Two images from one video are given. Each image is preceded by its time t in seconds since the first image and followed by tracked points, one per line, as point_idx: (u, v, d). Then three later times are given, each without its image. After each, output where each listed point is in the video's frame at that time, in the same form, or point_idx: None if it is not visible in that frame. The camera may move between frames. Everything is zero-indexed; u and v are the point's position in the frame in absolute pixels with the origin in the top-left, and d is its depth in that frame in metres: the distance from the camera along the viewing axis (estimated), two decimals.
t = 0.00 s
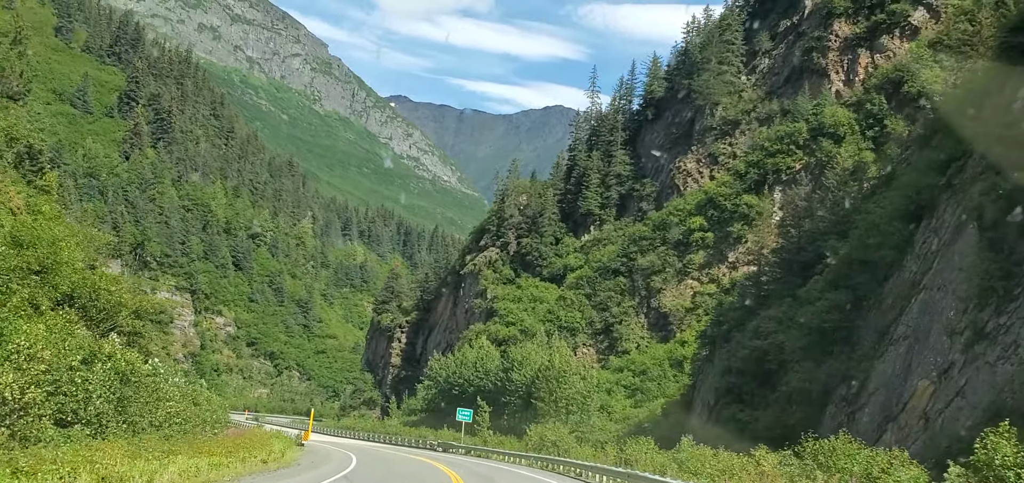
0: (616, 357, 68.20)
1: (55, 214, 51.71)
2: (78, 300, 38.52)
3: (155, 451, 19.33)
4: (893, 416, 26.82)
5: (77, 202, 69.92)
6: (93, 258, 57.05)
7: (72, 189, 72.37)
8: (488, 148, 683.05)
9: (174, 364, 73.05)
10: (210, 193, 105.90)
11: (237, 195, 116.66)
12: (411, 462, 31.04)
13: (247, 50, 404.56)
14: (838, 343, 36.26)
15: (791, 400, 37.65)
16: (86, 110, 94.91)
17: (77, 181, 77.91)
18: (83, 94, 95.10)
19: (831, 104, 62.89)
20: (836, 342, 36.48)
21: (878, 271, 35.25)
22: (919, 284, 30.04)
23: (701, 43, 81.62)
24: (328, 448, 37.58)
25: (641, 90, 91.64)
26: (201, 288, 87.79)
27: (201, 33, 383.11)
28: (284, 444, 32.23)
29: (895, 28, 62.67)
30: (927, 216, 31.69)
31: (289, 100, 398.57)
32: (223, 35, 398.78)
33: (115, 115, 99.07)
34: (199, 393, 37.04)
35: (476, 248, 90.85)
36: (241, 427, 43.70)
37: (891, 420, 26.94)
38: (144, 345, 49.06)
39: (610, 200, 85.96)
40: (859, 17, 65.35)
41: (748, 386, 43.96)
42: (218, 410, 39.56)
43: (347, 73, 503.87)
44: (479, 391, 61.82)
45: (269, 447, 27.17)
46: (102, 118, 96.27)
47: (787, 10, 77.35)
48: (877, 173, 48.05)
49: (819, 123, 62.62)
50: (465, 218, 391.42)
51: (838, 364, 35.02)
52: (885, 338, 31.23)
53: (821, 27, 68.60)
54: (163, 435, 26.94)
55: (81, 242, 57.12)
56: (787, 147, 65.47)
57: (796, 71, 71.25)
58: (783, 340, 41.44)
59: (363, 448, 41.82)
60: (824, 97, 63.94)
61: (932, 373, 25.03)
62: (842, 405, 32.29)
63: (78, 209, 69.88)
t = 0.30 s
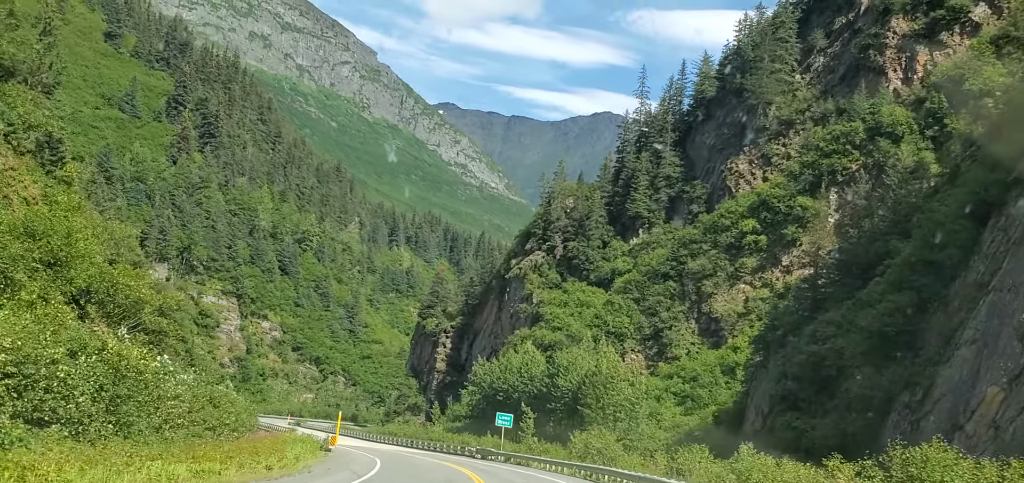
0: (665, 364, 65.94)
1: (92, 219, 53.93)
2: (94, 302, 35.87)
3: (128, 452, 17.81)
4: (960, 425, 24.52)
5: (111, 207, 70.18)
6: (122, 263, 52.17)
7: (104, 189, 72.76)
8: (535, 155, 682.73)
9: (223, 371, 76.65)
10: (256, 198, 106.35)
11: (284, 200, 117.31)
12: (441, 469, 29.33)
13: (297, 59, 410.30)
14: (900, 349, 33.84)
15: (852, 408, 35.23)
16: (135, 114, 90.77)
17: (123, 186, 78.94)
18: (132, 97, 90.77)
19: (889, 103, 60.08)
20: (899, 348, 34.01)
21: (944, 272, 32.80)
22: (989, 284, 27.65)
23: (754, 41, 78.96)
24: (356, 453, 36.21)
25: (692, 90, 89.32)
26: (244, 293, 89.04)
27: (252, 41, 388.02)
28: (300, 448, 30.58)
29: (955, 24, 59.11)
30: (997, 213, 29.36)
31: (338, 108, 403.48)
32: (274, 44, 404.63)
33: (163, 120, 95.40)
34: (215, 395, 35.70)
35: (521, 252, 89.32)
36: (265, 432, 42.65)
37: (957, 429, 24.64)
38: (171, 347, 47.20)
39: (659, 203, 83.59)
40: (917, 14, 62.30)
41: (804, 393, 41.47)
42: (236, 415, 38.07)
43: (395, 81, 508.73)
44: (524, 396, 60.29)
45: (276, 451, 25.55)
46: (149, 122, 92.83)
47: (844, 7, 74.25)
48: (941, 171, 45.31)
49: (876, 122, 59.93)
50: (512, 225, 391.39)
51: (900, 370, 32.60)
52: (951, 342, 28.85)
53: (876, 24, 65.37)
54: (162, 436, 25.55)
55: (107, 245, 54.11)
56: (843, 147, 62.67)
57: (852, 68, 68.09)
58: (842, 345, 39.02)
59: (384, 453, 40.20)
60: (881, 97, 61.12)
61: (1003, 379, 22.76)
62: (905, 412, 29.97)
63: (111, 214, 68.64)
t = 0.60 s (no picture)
0: (692, 363, 64.03)
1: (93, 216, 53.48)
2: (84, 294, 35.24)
3: (80, 458, 16.78)
4: (1005, 424, 22.62)
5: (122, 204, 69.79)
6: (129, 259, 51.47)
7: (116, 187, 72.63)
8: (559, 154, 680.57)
9: (244, 370, 78.64)
10: (277, 197, 105.97)
11: (306, 199, 116.92)
12: (450, 469, 28.02)
13: (321, 60, 412.45)
14: (939, 345, 31.85)
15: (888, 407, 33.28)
16: (155, 112, 91.05)
17: (144, 184, 78.99)
18: (153, 95, 91.33)
19: (922, 94, 57.55)
20: (938, 343, 32.01)
21: (986, 264, 30.76)
22: None
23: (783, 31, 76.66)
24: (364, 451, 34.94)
25: (719, 83, 87.28)
26: (266, 292, 88.82)
27: (277, 43, 391.19)
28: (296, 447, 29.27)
29: (991, 12, 56.32)
30: None
31: (362, 109, 404.89)
32: (299, 45, 407.03)
33: (185, 119, 95.28)
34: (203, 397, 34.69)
35: (545, 249, 87.70)
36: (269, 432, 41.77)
37: (1001, 429, 22.75)
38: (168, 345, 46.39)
39: (685, 198, 81.58)
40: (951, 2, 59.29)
41: (837, 392, 39.38)
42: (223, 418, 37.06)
43: (419, 82, 509.61)
44: (547, 396, 58.81)
45: (266, 454, 24.22)
46: (170, 120, 92.85)
47: None
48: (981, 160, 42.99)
49: (910, 114, 57.64)
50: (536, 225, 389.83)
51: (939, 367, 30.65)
52: (995, 337, 26.90)
53: (909, 13, 62.74)
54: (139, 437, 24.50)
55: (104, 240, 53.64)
56: (875, 139, 60.64)
57: (883, 59, 65.57)
58: (879, 342, 36.98)
59: (384, 451, 38.90)
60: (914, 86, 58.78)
61: None
62: (944, 410, 28.06)
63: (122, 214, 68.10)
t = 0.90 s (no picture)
0: (719, 363, 62.11)
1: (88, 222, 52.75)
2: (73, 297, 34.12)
3: (8, 460, 14.98)
4: None
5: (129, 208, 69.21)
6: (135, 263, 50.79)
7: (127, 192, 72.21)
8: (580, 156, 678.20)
9: (264, 375, 78.95)
10: (297, 199, 105.54)
11: (326, 201, 116.47)
12: (456, 473, 26.68)
13: (343, 65, 414.47)
14: (981, 341, 29.86)
15: (925, 405, 31.34)
16: (174, 116, 91.15)
17: (163, 188, 78.82)
18: (172, 99, 91.41)
19: (954, 84, 55.21)
20: (979, 339, 30.06)
21: None
22: None
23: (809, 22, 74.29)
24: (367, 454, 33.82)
25: (744, 77, 85.34)
26: (286, 295, 88.23)
27: (299, 49, 393.58)
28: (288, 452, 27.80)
29: None
30: None
31: (384, 113, 406.01)
32: (320, 50, 409.15)
33: (204, 123, 95.19)
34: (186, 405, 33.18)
35: (566, 248, 86.05)
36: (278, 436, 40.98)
37: None
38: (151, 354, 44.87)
39: (710, 194, 79.57)
40: None
41: (873, 391, 37.37)
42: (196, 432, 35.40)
43: (440, 85, 510.22)
44: (570, 397, 57.27)
45: (250, 459, 22.59)
46: (190, 124, 92.87)
47: None
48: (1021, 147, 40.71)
49: (941, 104, 55.36)
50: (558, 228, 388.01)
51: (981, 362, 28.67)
52: None
53: None
54: (108, 442, 22.75)
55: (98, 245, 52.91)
56: (906, 131, 58.26)
57: (913, 49, 63.63)
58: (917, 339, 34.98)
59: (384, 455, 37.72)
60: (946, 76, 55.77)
61: None
62: (989, 409, 26.08)
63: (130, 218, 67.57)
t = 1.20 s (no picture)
0: (735, 366, 60.37)
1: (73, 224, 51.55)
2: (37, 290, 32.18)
3: None
4: None
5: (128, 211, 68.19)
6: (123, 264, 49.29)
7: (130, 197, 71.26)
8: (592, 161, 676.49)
9: (273, 381, 78.08)
10: (306, 204, 104.77)
11: (336, 206, 115.65)
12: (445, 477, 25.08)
13: (354, 72, 415.39)
14: (1013, 338, 28.08)
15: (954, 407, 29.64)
16: (181, 120, 90.55)
17: (170, 193, 77.84)
18: (179, 104, 90.89)
19: (975, 76, 53.31)
20: (1011, 337, 28.27)
21: None
22: None
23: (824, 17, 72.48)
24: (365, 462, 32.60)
25: (758, 75, 83.72)
26: (295, 301, 87.30)
27: (311, 56, 394.63)
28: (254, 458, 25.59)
29: None
30: None
31: (395, 119, 406.34)
32: (332, 57, 410.17)
33: (211, 128, 94.46)
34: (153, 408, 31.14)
35: (578, 250, 84.51)
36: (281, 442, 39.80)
37: None
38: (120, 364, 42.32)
39: (725, 194, 77.87)
40: None
41: (898, 392, 35.56)
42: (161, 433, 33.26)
43: (451, 91, 510.50)
44: (582, 402, 55.71)
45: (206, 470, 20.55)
46: (197, 129, 92.17)
47: None
48: None
49: (960, 99, 52.62)
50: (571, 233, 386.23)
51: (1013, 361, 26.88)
52: None
53: None
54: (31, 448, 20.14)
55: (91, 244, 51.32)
56: (925, 127, 55.91)
57: (931, 43, 61.46)
58: (944, 337, 33.17)
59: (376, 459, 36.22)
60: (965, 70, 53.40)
61: None
62: None
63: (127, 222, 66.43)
